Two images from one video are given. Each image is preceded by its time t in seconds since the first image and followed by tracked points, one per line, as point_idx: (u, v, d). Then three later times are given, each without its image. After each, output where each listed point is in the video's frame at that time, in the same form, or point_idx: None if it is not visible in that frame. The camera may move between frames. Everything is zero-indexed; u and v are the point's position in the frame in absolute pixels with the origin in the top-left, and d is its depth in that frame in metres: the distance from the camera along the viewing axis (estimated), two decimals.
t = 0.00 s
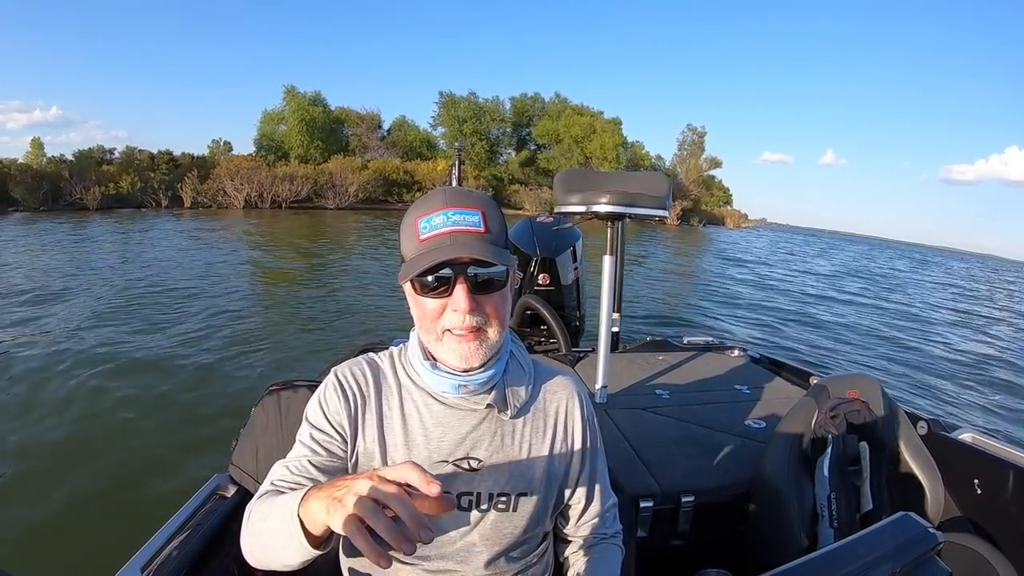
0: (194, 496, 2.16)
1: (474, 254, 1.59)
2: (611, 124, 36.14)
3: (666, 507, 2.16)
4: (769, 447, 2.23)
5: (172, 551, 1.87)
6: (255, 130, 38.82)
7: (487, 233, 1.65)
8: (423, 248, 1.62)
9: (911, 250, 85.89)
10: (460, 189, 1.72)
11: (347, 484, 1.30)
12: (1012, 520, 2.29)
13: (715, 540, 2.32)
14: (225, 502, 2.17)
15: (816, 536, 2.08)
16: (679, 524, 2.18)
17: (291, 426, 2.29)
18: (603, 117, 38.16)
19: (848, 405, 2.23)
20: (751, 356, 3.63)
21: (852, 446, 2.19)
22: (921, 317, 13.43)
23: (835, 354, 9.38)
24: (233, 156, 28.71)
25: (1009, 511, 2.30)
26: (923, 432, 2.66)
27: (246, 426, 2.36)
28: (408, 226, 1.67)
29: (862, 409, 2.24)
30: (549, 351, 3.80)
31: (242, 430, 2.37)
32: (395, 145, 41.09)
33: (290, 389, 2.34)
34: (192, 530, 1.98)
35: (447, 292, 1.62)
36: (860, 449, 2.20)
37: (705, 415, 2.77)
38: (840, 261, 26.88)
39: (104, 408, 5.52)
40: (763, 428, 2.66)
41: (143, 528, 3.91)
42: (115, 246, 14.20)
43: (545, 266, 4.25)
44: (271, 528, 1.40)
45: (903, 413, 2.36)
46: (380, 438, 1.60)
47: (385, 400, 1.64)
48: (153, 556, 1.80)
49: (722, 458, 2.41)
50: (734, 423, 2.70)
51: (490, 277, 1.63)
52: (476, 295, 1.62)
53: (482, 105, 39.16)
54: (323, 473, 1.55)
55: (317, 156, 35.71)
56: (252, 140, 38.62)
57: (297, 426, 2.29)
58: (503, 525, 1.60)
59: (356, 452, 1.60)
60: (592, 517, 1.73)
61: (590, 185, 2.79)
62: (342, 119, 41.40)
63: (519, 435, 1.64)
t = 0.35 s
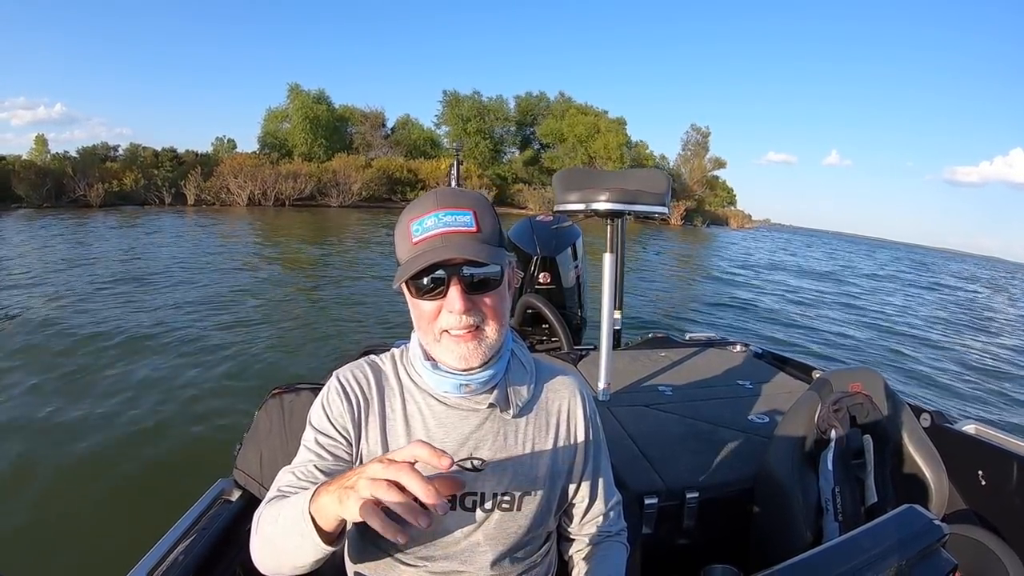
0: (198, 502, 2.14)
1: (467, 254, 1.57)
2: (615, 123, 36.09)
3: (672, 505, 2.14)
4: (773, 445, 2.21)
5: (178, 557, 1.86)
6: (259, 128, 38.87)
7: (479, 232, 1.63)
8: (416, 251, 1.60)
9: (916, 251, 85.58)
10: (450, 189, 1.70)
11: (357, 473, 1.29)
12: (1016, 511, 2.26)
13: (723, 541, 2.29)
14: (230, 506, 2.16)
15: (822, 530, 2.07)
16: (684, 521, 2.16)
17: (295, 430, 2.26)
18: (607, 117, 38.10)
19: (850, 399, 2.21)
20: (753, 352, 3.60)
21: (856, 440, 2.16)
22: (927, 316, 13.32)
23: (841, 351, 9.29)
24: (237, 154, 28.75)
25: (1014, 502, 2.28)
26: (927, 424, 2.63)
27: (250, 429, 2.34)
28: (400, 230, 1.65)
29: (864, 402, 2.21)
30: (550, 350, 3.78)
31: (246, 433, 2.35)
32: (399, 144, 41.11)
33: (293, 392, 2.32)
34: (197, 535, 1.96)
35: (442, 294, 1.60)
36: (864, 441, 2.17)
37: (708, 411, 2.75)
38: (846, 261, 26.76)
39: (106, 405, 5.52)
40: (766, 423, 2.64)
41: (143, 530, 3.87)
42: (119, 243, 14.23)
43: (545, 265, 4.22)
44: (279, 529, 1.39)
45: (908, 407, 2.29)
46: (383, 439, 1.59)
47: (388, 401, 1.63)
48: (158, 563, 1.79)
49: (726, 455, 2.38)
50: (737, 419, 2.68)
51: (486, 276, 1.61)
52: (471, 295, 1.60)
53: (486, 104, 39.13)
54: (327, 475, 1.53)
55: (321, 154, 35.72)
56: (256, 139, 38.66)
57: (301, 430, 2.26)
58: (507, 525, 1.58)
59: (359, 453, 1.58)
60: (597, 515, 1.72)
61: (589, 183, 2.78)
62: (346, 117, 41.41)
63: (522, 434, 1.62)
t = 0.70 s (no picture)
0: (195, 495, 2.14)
1: (448, 257, 1.56)
2: (619, 125, 36.07)
3: (668, 506, 2.13)
4: (770, 447, 2.20)
5: (173, 550, 1.85)
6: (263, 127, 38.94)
7: (461, 234, 1.62)
8: (399, 255, 1.61)
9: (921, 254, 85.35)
10: (433, 189, 1.69)
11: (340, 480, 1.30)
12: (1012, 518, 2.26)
13: (720, 543, 2.29)
14: (226, 501, 2.16)
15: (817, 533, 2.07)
16: (680, 522, 2.16)
17: (293, 426, 2.27)
18: (612, 117, 38.06)
19: (848, 402, 2.22)
20: (752, 354, 3.60)
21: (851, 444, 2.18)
22: (931, 320, 13.28)
23: (842, 355, 9.28)
24: (240, 153, 28.82)
25: (1011, 510, 2.27)
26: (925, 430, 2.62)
27: (248, 423, 2.34)
28: (384, 235, 1.66)
29: (863, 407, 2.23)
30: (549, 349, 3.78)
31: (244, 427, 2.35)
32: (402, 143, 41.14)
33: (291, 388, 2.32)
34: (193, 529, 1.96)
35: (426, 298, 1.60)
36: (860, 447, 2.20)
37: (706, 413, 2.75)
38: (851, 264, 26.70)
39: (109, 402, 5.54)
40: (764, 426, 2.64)
41: (142, 527, 3.86)
42: (121, 241, 14.27)
43: (545, 264, 4.22)
44: (273, 529, 1.39)
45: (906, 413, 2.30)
46: (378, 438, 1.59)
47: (383, 399, 1.63)
48: (155, 556, 1.78)
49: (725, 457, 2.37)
50: (735, 421, 2.68)
51: (470, 278, 1.60)
52: (455, 298, 1.60)
53: (490, 104, 39.14)
54: (323, 475, 1.53)
55: (325, 153, 35.78)
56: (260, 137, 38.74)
57: (299, 426, 2.26)
58: (502, 523, 1.59)
59: (354, 452, 1.59)
60: (593, 514, 1.73)
61: (590, 183, 2.78)
62: (350, 116, 41.46)
63: (518, 433, 1.63)
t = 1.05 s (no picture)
0: (188, 486, 2.17)
1: (454, 246, 1.59)
2: (621, 125, 36.05)
3: (660, 508, 2.15)
4: (767, 448, 2.21)
5: (164, 540, 1.86)
6: (265, 129, 39.06)
7: (466, 225, 1.65)
8: (403, 243, 1.62)
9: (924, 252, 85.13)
10: (437, 182, 1.72)
11: (340, 490, 1.29)
12: (1004, 532, 2.27)
13: (713, 542, 2.30)
14: (219, 492, 2.18)
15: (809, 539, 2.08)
16: (672, 524, 2.17)
17: (287, 418, 2.28)
18: (614, 118, 38.07)
19: (843, 411, 2.23)
20: (749, 359, 3.61)
21: (846, 453, 2.18)
22: (934, 323, 13.23)
23: (843, 361, 9.27)
24: (242, 155, 28.88)
25: (1003, 523, 2.28)
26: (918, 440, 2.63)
27: (242, 416, 2.36)
28: (388, 223, 1.67)
29: (857, 416, 2.24)
30: (547, 350, 3.79)
31: (238, 420, 2.37)
32: (404, 145, 41.21)
33: (287, 381, 2.34)
34: (185, 519, 1.98)
35: (429, 285, 1.61)
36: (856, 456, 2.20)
37: (701, 418, 2.76)
38: (855, 265, 26.60)
39: (110, 404, 5.56)
40: (759, 431, 2.65)
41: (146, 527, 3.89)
42: (124, 243, 14.33)
43: (545, 265, 4.24)
44: (261, 523, 1.40)
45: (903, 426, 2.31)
46: (371, 436, 1.60)
47: (377, 395, 1.64)
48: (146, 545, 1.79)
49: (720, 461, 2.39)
50: (730, 426, 2.69)
51: (473, 269, 1.63)
52: (457, 287, 1.62)
53: (492, 105, 39.20)
54: (314, 467, 1.54)
55: (326, 155, 35.85)
56: (262, 139, 38.85)
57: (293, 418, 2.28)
58: (493, 521, 1.60)
59: (346, 450, 1.60)
60: (584, 514, 1.74)
61: (590, 184, 2.79)
62: (352, 118, 41.56)
63: (510, 431, 1.64)
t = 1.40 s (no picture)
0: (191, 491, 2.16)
1: (473, 247, 1.59)
2: (623, 124, 36.03)
3: (663, 506, 2.14)
4: (768, 445, 2.21)
5: (169, 545, 1.86)
6: (267, 132, 39.15)
7: (485, 228, 1.65)
8: (421, 239, 1.62)
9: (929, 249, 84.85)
10: (460, 183, 1.73)
11: (348, 469, 1.31)
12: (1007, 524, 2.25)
13: (716, 540, 2.30)
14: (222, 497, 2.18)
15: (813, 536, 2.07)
16: (676, 522, 2.17)
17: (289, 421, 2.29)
18: (615, 117, 38.06)
19: (846, 406, 2.20)
20: (750, 356, 3.61)
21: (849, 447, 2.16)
22: (939, 320, 13.17)
23: (849, 358, 9.20)
24: (244, 158, 28.97)
25: (1006, 516, 2.26)
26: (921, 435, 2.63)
27: (244, 421, 2.37)
28: (407, 218, 1.67)
29: (860, 411, 2.21)
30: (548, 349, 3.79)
31: (240, 424, 2.38)
32: (407, 146, 41.28)
33: (288, 385, 2.35)
34: (189, 525, 1.98)
35: (443, 284, 1.61)
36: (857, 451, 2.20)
37: (702, 415, 2.76)
38: (859, 262, 26.54)
39: (112, 408, 5.59)
40: (761, 428, 2.65)
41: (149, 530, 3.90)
42: (126, 246, 14.37)
43: (545, 264, 4.24)
44: (257, 507, 1.40)
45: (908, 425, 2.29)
46: (375, 436, 1.60)
47: (380, 397, 1.64)
48: (150, 551, 1.79)
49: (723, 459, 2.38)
50: (731, 423, 2.69)
51: (486, 272, 1.63)
52: (471, 289, 1.62)
53: (494, 106, 39.22)
54: (312, 460, 1.54)
55: (328, 157, 35.92)
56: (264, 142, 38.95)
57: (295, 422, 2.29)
58: (497, 522, 1.60)
59: (349, 450, 1.60)
60: (588, 515, 1.74)
61: (589, 183, 2.78)
62: (354, 120, 41.63)
63: (513, 432, 1.64)
